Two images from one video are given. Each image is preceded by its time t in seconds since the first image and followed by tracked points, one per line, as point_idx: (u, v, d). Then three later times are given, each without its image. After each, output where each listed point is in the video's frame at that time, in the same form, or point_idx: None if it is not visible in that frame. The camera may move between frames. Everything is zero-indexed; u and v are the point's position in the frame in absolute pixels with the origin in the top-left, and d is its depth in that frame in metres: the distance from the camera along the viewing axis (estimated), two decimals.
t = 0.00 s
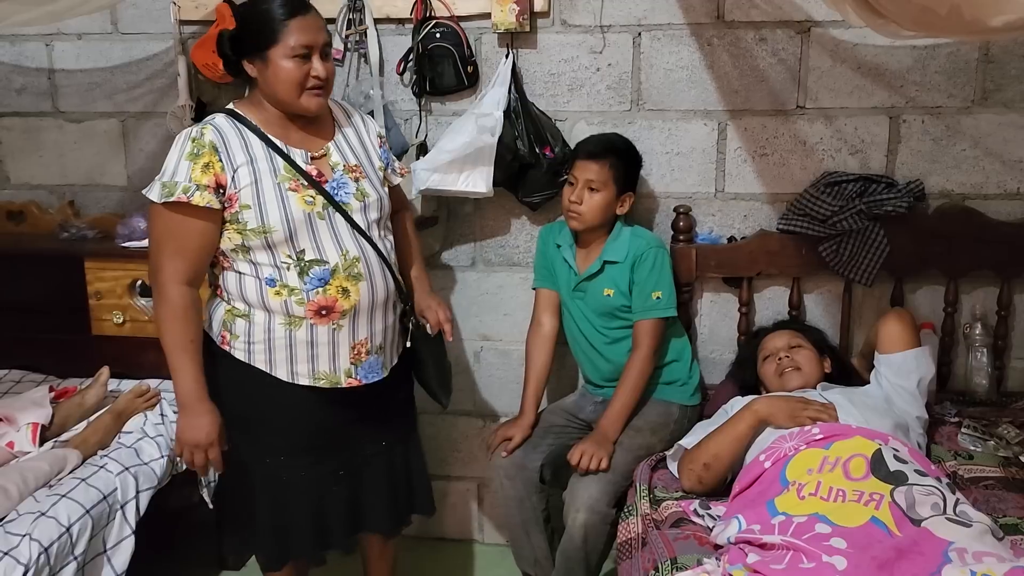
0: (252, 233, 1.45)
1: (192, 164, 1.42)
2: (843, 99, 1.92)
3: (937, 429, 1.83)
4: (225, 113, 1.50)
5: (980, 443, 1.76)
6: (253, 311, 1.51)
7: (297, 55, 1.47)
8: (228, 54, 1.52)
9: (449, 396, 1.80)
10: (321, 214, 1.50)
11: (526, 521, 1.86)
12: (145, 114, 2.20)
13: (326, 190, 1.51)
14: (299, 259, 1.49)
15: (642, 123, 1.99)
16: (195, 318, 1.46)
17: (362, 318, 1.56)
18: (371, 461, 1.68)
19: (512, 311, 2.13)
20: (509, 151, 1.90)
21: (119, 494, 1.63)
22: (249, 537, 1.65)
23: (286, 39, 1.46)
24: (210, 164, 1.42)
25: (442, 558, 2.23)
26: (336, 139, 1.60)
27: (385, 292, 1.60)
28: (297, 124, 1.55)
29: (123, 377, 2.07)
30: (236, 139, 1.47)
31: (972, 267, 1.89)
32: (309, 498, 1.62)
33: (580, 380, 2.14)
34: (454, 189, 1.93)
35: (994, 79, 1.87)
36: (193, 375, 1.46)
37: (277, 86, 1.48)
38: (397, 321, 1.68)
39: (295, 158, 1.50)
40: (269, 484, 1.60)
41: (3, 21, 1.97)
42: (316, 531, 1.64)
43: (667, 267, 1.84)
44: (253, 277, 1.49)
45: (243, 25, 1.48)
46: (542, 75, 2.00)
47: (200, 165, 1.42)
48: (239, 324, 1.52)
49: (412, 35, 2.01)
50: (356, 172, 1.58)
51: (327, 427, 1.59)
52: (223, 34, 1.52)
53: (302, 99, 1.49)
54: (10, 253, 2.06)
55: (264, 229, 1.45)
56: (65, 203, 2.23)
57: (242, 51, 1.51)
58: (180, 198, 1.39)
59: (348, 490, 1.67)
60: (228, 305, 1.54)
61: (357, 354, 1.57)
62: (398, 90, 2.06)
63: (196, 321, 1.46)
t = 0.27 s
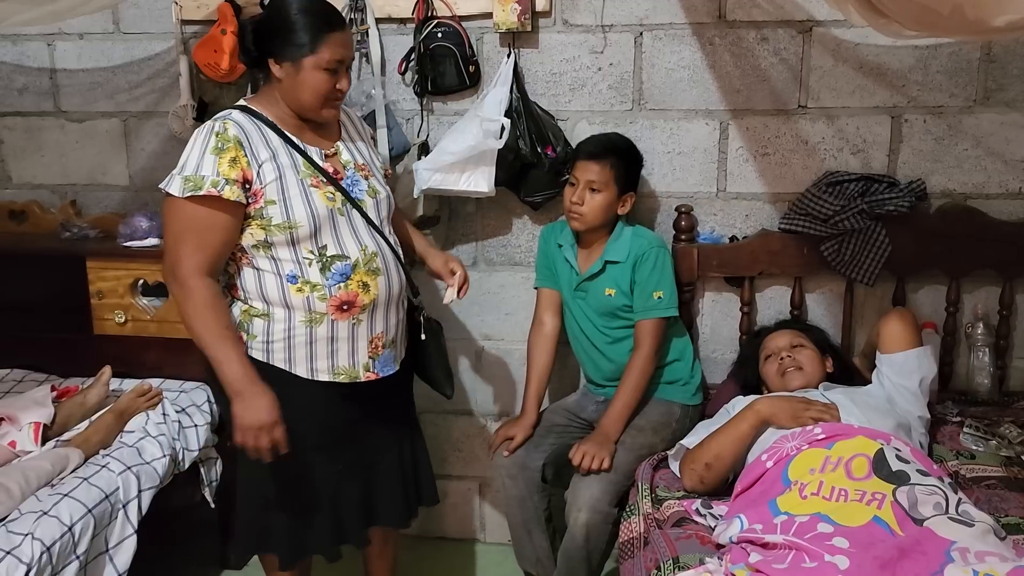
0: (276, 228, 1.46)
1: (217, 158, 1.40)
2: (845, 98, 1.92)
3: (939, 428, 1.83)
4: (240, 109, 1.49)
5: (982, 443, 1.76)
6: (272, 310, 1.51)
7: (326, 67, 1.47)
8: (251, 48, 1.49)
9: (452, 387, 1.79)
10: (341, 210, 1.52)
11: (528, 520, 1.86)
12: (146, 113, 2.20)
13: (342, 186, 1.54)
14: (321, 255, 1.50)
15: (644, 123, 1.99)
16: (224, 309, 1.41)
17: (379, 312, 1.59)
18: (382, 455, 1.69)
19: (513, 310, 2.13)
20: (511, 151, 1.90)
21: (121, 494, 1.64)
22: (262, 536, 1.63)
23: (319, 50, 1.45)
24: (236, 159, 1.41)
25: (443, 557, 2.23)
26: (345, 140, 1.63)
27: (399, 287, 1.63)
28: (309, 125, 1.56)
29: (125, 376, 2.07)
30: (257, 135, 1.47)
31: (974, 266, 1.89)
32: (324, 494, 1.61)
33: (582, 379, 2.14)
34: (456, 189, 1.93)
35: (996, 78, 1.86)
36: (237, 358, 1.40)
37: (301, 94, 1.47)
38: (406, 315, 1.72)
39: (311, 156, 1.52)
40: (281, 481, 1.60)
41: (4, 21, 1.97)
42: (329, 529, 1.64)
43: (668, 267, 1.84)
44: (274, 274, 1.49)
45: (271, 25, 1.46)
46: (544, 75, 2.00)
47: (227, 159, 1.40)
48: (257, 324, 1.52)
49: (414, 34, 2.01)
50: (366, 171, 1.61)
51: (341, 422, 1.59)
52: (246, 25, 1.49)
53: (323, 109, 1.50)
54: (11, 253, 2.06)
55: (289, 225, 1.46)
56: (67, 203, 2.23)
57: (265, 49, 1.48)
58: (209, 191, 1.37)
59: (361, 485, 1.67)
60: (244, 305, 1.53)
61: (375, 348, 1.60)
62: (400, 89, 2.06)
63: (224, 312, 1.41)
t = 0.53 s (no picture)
0: (291, 224, 1.45)
1: (235, 154, 1.40)
2: (847, 98, 1.91)
3: (940, 428, 1.83)
4: (246, 108, 1.49)
5: (984, 443, 1.76)
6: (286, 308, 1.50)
7: (330, 69, 1.47)
8: (256, 46, 1.48)
9: (451, 378, 1.80)
10: (350, 206, 1.52)
11: (529, 520, 1.86)
12: (148, 113, 2.20)
13: (347, 183, 1.54)
14: (333, 251, 1.50)
15: (645, 122, 1.99)
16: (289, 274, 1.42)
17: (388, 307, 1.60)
18: (388, 449, 1.71)
19: (514, 310, 2.13)
20: (512, 151, 1.90)
21: (123, 493, 1.64)
22: (274, 538, 1.62)
23: (325, 52, 1.45)
24: (253, 155, 1.41)
25: (444, 557, 2.23)
26: (346, 139, 1.63)
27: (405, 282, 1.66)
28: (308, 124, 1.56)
29: (126, 376, 2.07)
30: (268, 133, 1.46)
31: (975, 266, 1.89)
32: (338, 490, 1.62)
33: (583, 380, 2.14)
34: (458, 190, 1.93)
35: (997, 78, 1.86)
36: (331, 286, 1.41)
37: (305, 94, 1.48)
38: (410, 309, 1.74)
39: (317, 153, 1.52)
40: (293, 480, 1.59)
41: (6, 21, 1.97)
42: (341, 527, 1.64)
43: (670, 268, 1.84)
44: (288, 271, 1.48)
45: (277, 25, 1.45)
46: (545, 75, 2.00)
47: (244, 156, 1.40)
48: (271, 323, 1.51)
49: (415, 34, 2.01)
50: (368, 168, 1.62)
51: (353, 418, 1.60)
52: (252, 22, 1.48)
53: (324, 110, 1.50)
54: (13, 253, 2.07)
55: (304, 220, 1.46)
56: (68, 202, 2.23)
57: (270, 48, 1.48)
58: (234, 188, 1.37)
59: (370, 479, 1.68)
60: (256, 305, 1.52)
61: (385, 342, 1.62)
62: (401, 89, 2.06)
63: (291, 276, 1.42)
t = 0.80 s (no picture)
0: (295, 220, 1.46)
1: (244, 151, 1.39)
2: (848, 98, 1.91)
3: (941, 428, 1.82)
4: (246, 107, 1.49)
5: (985, 443, 1.76)
6: (289, 306, 1.51)
7: (325, 68, 1.46)
8: (252, 45, 1.48)
9: (451, 377, 1.83)
10: (352, 203, 1.53)
11: (530, 520, 1.86)
12: (148, 113, 2.19)
13: (348, 180, 1.54)
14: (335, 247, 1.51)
15: (646, 122, 1.98)
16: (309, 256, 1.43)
17: (390, 303, 1.61)
18: (390, 447, 1.71)
19: (515, 310, 2.13)
20: (513, 151, 1.90)
21: (123, 493, 1.64)
22: (277, 535, 1.62)
23: (319, 50, 1.45)
24: (262, 151, 1.41)
25: (445, 557, 2.23)
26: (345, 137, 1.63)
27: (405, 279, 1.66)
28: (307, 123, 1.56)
29: (126, 376, 2.07)
30: (271, 131, 1.46)
31: (976, 266, 1.89)
32: (342, 488, 1.62)
33: (583, 380, 2.13)
34: (458, 190, 1.93)
35: (999, 78, 1.86)
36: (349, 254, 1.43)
37: (299, 93, 1.47)
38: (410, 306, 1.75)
39: (317, 152, 1.52)
40: (295, 477, 1.59)
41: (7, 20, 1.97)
42: (345, 525, 1.64)
43: (670, 268, 1.84)
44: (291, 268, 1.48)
45: (274, 23, 1.45)
46: (545, 75, 2.00)
47: (254, 152, 1.40)
48: (274, 321, 1.52)
49: (416, 34, 2.01)
50: (368, 166, 1.62)
51: (358, 416, 1.60)
52: (250, 21, 1.48)
53: (319, 109, 1.50)
54: (13, 253, 2.06)
55: (307, 216, 1.46)
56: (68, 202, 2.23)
57: (266, 46, 1.48)
58: (247, 185, 1.37)
59: (373, 476, 1.68)
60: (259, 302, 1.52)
61: (388, 338, 1.61)
62: (401, 89, 2.06)
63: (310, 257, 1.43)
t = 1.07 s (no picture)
0: (284, 221, 1.46)
1: (233, 153, 1.40)
2: (848, 98, 1.91)
3: (941, 429, 1.82)
4: (241, 108, 1.49)
5: (985, 443, 1.76)
6: (283, 305, 1.51)
7: (322, 68, 1.46)
8: (252, 45, 1.49)
9: (452, 378, 1.85)
10: (344, 204, 1.52)
11: (529, 520, 1.86)
12: (148, 113, 2.19)
13: (342, 181, 1.55)
14: (326, 247, 1.51)
15: (646, 122, 1.98)
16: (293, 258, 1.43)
17: (385, 303, 1.59)
18: (391, 447, 1.70)
19: (515, 310, 2.13)
20: (512, 151, 1.90)
21: (122, 494, 1.64)
22: (279, 532, 1.62)
23: (316, 51, 1.44)
24: (250, 153, 1.42)
25: (444, 557, 2.22)
26: (343, 136, 1.62)
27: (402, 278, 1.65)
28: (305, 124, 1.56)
29: (126, 376, 2.07)
30: (262, 131, 1.47)
31: (976, 267, 1.89)
32: (340, 487, 1.61)
33: (583, 380, 2.13)
34: (458, 190, 1.93)
35: (999, 78, 1.86)
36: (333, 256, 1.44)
37: (296, 93, 1.47)
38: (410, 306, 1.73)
39: (311, 153, 1.52)
40: (296, 475, 1.59)
41: (6, 21, 1.97)
42: (343, 525, 1.63)
43: (670, 268, 1.84)
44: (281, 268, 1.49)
45: (273, 23, 1.45)
46: (545, 75, 2.00)
47: (242, 154, 1.41)
48: (268, 320, 1.52)
49: (415, 34, 2.01)
50: (365, 166, 1.62)
51: (356, 415, 1.59)
52: (250, 22, 1.48)
53: (316, 109, 1.49)
54: (13, 253, 2.07)
55: (296, 217, 1.46)
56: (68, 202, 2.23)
57: (265, 46, 1.48)
58: (233, 187, 1.38)
59: (372, 477, 1.67)
60: (254, 301, 1.52)
61: (383, 338, 1.60)
62: (401, 89, 2.06)
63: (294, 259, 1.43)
